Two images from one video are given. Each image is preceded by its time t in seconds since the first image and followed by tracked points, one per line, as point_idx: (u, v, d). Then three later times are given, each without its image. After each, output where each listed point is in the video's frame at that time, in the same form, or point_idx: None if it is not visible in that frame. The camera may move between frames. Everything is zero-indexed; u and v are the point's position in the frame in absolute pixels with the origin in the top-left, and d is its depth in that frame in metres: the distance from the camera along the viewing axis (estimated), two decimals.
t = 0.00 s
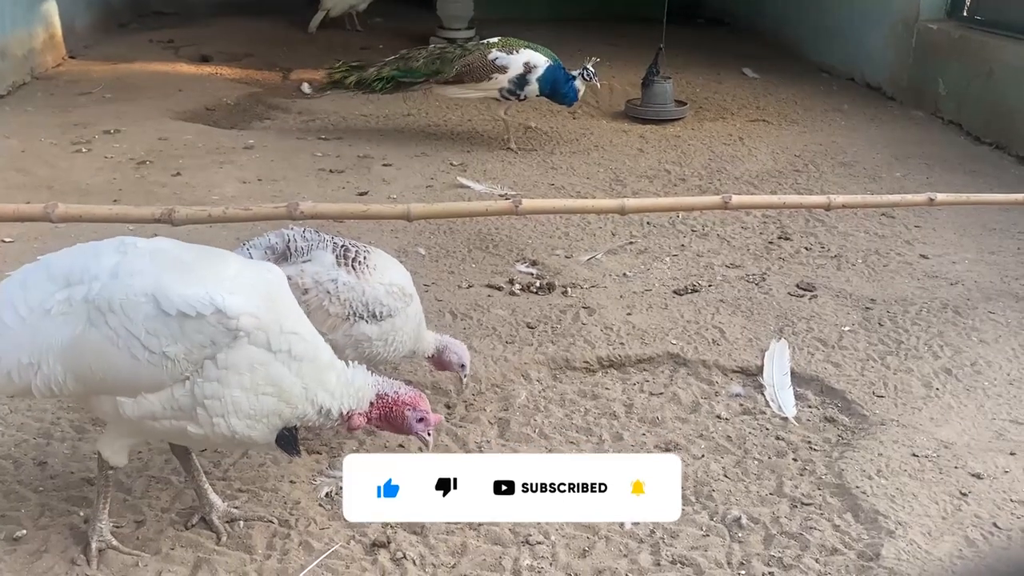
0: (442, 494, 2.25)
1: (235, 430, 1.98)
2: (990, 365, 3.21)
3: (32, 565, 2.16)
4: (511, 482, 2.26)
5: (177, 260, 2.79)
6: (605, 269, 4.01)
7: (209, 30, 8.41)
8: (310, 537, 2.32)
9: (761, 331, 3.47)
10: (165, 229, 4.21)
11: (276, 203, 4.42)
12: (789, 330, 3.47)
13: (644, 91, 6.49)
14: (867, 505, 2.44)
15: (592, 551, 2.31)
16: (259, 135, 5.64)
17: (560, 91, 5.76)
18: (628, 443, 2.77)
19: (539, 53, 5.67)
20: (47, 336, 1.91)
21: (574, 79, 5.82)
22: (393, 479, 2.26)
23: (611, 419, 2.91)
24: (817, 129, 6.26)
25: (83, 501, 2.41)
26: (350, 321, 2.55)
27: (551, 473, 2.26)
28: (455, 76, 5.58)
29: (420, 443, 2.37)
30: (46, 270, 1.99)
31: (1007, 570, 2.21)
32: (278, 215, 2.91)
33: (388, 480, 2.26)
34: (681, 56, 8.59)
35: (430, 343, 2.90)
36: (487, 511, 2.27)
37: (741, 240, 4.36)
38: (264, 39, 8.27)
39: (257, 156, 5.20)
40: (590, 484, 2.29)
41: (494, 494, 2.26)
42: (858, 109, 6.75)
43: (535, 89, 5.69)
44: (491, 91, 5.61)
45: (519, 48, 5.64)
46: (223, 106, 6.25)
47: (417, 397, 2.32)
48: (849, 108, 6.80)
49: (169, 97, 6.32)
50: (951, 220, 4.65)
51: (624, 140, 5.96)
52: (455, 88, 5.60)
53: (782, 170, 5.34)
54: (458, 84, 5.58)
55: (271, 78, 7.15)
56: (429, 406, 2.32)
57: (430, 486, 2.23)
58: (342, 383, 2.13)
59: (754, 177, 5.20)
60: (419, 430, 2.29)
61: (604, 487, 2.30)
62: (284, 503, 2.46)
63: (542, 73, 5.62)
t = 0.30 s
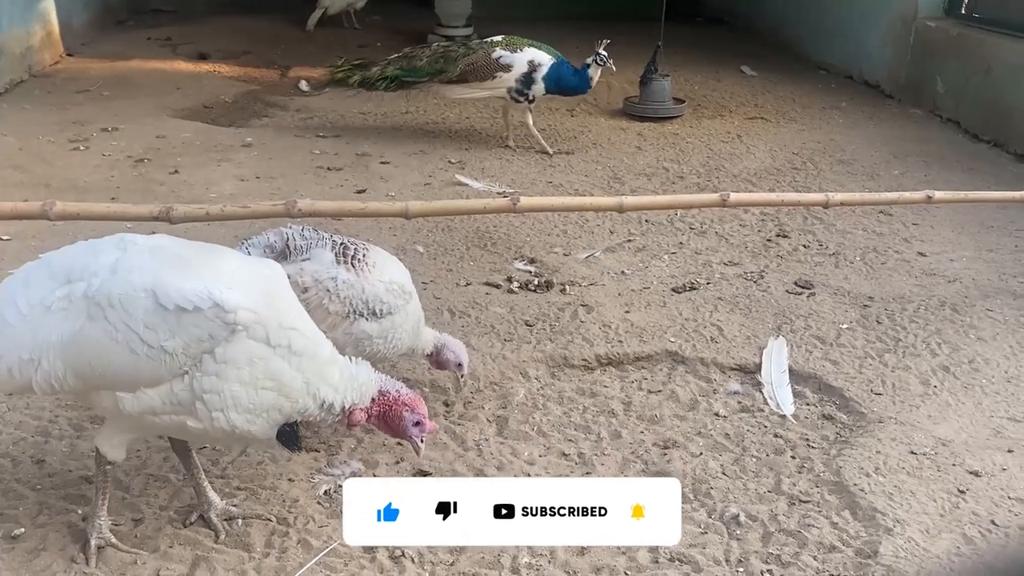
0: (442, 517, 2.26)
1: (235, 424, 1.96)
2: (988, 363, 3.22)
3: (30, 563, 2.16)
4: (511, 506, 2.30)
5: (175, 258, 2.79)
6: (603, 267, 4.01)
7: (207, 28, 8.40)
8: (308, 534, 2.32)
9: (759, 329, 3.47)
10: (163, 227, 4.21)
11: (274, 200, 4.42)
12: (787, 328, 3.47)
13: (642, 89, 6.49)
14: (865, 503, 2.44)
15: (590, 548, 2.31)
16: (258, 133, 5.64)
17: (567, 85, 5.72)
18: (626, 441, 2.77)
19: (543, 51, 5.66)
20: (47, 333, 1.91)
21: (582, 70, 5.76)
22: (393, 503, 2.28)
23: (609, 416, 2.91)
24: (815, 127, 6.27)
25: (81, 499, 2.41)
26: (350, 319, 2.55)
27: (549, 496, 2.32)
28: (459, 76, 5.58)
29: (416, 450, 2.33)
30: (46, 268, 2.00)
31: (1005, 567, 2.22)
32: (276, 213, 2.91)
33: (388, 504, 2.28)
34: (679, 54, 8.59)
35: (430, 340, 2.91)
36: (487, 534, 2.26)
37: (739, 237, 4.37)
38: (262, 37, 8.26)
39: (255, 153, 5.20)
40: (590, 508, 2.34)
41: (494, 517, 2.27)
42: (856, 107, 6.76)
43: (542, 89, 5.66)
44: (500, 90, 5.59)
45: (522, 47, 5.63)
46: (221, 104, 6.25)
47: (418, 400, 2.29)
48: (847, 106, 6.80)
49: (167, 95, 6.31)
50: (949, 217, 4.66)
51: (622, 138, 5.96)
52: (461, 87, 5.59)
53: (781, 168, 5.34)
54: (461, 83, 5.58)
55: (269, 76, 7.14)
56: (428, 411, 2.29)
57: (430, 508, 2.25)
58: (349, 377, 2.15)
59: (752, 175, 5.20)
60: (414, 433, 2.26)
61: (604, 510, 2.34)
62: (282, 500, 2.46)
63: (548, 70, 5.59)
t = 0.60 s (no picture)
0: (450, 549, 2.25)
1: (224, 428, 1.97)
2: (987, 361, 3.22)
3: (29, 562, 2.16)
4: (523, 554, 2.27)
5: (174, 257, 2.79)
6: (602, 266, 4.01)
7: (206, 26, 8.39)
8: (307, 533, 2.32)
9: (758, 328, 3.47)
10: (161, 226, 4.20)
11: (273, 199, 4.41)
12: (785, 326, 3.47)
13: (641, 88, 6.49)
14: (864, 501, 2.45)
15: (589, 547, 2.32)
16: (256, 132, 5.63)
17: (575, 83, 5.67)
18: (625, 440, 2.77)
19: (550, 50, 5.65)
20: (36, 331, 1.90)
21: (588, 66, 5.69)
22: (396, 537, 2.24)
23: (608, 415, 2.91)
24: (814, 125, 6.26)
25: (80, 498, 2.41)
26: (347, 318, 2.56)
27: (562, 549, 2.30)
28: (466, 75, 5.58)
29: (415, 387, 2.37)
30: (35, 265, 1.99)
31: (1004, 565, 2.22)
32: (275, 212, 2.91)
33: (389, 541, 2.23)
34: (678, 52, 8.59)
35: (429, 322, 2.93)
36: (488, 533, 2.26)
37: (738, 236, 4.36)
38: (260, 36, 8.25)
39: (254, 152, 5.20)
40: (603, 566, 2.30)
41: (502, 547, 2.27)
42: (855, 106, 6.75)
43: (550, 88, 5.67)
44: (507, 89, 5.60)
45: (530, 46, 5.63)
46: (220, 103, 6.24)
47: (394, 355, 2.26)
48: (846, 104, 6.80)
49: (165, 94, 6.31)
50: (948, 216, 4.65)
51: (621, 137, 5.96)
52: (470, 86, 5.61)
53: (780, 167, 5.34)
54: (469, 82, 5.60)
55: (268, 75, 7.13)
56: (409, 359, 2.28)
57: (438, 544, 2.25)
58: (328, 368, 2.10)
59: (751, 173, 5.20)
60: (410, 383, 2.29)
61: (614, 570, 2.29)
62: (281, 499, 2.46)
63: (555, 70, 5.57)
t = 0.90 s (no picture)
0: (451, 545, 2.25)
1: (211, 421, 1.96)
2: (986, 361, 3.22)
3: (28, 562, 2.16)
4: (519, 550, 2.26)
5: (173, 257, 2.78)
6: (601, 266, 4.01)
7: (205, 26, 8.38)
8: (307, 533, 2.32)
9: (757, 328, 3.46)
10: (160, 226, 4.20)
11: (273, 199, 4.41)
12: (784, 326, 3.47)
13: (641, 87, 6.49)
14: (863, 500, 2.45)
15: (589, 547, 2.32)
16: (256, 131, 5.63)
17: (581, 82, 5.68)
18: (625, 440, 2.77)
19: (557, 49, 5.65)
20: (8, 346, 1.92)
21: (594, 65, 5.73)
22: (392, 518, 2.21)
23: (607, 414, 2.91)
24: (814, 125, 6.27)
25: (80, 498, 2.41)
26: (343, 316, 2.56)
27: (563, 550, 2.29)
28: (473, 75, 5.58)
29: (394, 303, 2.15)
30: (5, 281, 2.01)
31: (1003, 565, 2.22)
32: (274, 212, 2.90)
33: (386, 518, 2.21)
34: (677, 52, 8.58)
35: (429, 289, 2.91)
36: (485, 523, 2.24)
37: (738, 236, 4.36)
38: (259, 36, 8.25)
39: (253, 152, 5.20)
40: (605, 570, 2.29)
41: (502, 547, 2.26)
42: (854, 105, 6.76)
43: (557, 87, 5.65)
44: (513, 89, 5.59)
45: (536, 45, 5.63)
46: (219, 102, 6.24)
47: (357, 283, 2.03)
48: (845, 104, 6.80)
49: (165, 93, 6.30)
50: (947, 216, 4.66)
51: (620, 136, 5.96)
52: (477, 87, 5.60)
53: (779, 166, 5.34)
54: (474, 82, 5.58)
55: (267, 75, 7.13)
56: (373, 282, 2.04)
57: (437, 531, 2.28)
58: (302, 331, 1.99)
59: (750, 173, 5.20)
60: (386, 304, 2.08)
61: None
62: (280, 499, 2.46)
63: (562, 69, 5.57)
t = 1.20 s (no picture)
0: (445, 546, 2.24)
1: (189, 425, 1.97)
2: (986, 360, 3.22)
3: (28, 562, 2.16)
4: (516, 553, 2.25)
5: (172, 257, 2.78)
6: (601, 266, 4.01)
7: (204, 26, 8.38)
8: (306, 533, 2.32)
9: (757, 327, 3.47)
10: (160, 226, 4.20)
11: (272, 199, 4.41)
12: (784, 326, 3.47)
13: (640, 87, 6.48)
14: (863, 500, 2.45)
15: (589, 547, 2.32)
16: (255, 131, 5.63)
17: (583, 85, 5.78)
18: (625, 440, 2.77)
19: (562, 50, 5.69)
20: None
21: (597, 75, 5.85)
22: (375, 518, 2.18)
23: (607, 414, 2.91)
24: (813, 124, 6.27)
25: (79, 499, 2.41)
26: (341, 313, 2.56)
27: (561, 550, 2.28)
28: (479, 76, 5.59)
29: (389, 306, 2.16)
30: None
31: (1003, 565, 2.22)
32: (274, 212, 2.91)
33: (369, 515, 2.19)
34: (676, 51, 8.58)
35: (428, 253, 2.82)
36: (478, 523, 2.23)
37: (737, 235, 4.36)
38: (258, 36, 8.25)
39: (252, 152, 5.19)
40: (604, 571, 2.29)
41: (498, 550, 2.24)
42: (854, 105, 6.75)
43: (559, 87, 5.71)
44: (517, 87, 5.59)
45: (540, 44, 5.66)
46: (219, 102, 6.24)
47: (360, 286, 2.02)
48: (844, 104, 6.80)
49: (164, 93, 6.31)
50: (946, 215, 4.66)
51: (620, 136, 5.97)
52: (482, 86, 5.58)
53: (779, 166, 5.34)
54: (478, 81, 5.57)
55: (267, 75, 7.12)
56: (375, 286, 2.04)
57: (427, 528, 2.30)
58: (295, 327, 1.99)
59: (750, 173, 5.20)
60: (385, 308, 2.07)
61: None
62: (280, 499, 2.46)
63: (566, 70, 5.63)
